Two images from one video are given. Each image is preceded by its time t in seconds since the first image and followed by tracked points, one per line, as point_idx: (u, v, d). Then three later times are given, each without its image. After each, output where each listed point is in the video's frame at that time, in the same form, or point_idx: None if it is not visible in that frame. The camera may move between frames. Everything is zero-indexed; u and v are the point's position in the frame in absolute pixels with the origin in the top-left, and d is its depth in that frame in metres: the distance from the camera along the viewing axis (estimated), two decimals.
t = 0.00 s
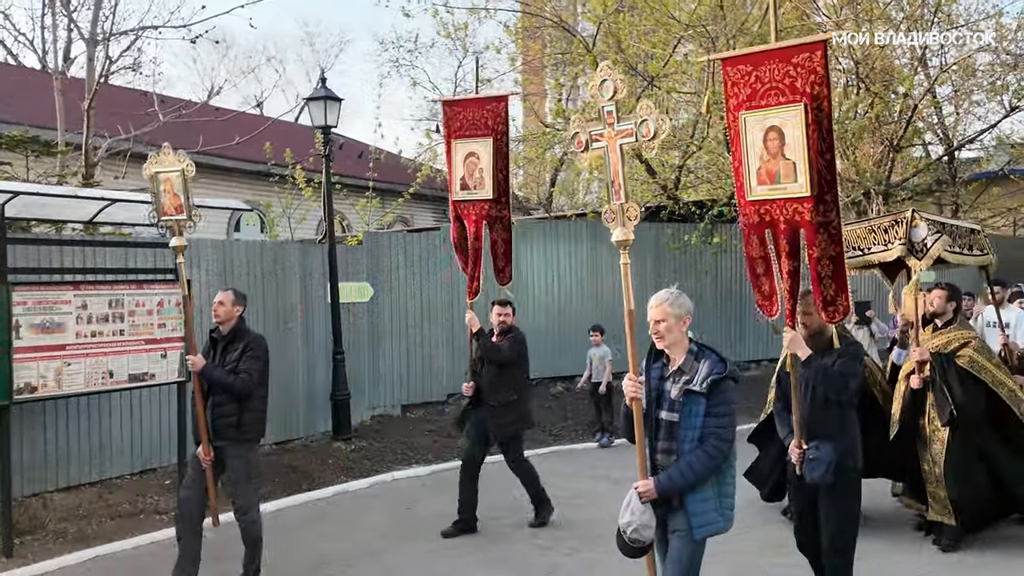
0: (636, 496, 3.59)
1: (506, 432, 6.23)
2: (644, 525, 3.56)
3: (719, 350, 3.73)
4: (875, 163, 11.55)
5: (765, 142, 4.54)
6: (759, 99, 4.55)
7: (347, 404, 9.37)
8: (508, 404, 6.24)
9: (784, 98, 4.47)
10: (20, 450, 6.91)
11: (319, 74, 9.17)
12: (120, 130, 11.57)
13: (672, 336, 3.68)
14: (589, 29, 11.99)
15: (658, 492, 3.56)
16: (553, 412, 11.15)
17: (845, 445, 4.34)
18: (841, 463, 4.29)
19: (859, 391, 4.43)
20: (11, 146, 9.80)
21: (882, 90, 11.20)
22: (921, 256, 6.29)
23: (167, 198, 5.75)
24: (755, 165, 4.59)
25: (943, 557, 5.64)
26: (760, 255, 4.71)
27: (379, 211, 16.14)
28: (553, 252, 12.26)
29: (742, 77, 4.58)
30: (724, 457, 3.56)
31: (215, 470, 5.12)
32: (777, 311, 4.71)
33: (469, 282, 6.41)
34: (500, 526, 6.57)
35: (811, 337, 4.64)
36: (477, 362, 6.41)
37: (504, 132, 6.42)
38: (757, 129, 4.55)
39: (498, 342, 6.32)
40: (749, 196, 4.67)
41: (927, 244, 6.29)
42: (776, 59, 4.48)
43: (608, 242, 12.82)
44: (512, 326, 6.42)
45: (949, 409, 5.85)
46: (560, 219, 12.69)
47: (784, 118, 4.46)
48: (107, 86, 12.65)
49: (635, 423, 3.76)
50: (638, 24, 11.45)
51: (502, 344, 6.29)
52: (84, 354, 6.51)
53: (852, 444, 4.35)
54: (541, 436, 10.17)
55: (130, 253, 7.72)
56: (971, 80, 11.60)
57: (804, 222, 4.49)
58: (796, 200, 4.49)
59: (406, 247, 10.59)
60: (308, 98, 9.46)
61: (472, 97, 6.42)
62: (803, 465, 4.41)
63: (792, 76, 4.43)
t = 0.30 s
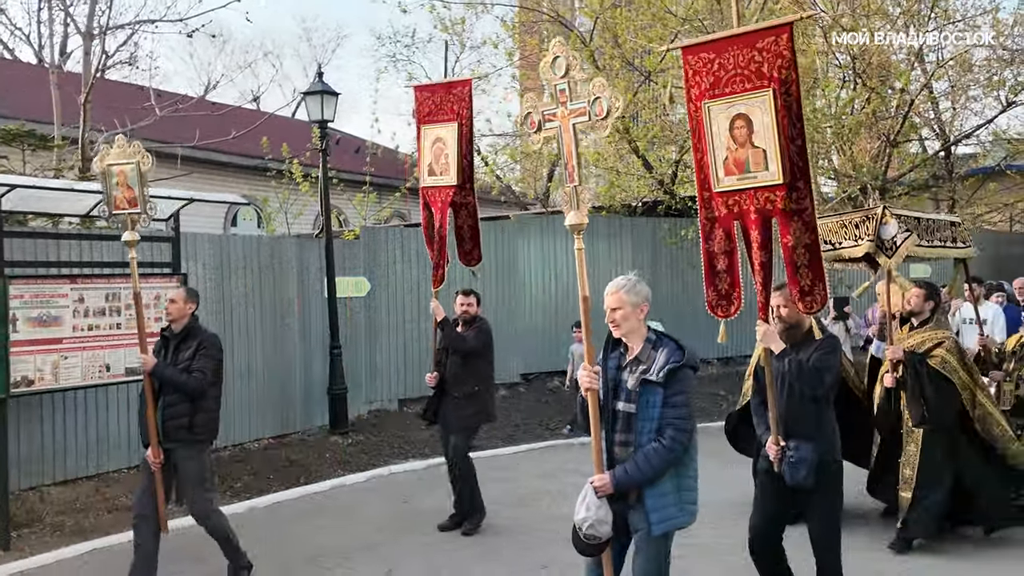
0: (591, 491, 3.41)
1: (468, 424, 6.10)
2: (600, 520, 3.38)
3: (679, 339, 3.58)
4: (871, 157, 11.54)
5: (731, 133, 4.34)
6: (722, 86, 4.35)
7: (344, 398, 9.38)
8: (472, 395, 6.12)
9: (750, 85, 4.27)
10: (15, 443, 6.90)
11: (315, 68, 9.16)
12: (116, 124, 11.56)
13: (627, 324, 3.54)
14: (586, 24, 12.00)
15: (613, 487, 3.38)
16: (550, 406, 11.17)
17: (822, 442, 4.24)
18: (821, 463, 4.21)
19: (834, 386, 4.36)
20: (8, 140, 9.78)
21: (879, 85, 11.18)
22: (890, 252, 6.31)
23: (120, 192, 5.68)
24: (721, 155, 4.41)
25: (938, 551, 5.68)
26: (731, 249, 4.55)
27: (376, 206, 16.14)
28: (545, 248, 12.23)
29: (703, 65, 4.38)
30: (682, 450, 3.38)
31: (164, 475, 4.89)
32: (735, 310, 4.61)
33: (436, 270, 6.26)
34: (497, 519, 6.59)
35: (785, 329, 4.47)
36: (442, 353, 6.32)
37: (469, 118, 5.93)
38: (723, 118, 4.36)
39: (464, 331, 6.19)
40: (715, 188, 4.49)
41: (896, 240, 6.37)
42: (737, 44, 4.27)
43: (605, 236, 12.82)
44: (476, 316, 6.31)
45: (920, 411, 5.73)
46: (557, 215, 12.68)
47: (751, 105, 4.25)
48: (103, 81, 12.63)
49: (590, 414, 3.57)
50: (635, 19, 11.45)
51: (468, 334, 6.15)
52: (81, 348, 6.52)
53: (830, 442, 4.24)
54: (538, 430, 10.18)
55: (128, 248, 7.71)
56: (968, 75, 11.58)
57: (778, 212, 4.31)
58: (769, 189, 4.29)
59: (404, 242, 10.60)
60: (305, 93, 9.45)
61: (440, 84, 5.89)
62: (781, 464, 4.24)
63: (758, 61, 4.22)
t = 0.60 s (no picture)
0: (543, 491, 3.37)
1: (437, 424, 5.96)
2: (551, 522, 3.34)
3: (636, 335, 3.54)
4: (868, 149, 11.54)
5: (691, 124, 4.21)
6: (682, 76, 4.23)
7: (342, 389, 9.38)
8: (439, 394, 6.01)
9: (710, 75, 4.15)
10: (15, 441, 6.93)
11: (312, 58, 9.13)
12: (112, 114, 11.52)
13: (581, 318, 3.48)
14: (583, 15, 11.97)
15: (566, 487, 3.34)
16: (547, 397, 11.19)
17: (787, 441, 4.04)
18: (785, 463, 4.01)
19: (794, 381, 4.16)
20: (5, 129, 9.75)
21: (876, 76, 11.28)
22: (877, 238, 6.34)
23: (71, 175, 5.46)
24: (681, 147, 4.26)
25: (933, 541, 5.71)
26: (692, 247, 4.39)
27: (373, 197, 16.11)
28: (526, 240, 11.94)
29: (663, 55, 4.26)
30: (636, 450, 3.33)
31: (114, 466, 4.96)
32: (699, 307, 4.39)
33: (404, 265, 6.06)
34: (493, 510, 6.61)
35: (745, 327, 4.29)
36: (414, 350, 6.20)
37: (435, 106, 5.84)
38: (683, 110, 4.23)
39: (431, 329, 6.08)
40: (675, 181, 4.33)
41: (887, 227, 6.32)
42: (698, 33, 4.17)
43: (602, 227, 12.83)
44: (445, 313, 6.21)
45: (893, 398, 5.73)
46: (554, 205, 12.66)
47: (711, 95, 4.13)
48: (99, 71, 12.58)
49: (543, 411, 3.51)
50: (633, 10, 11.42)
51: (435, 332, 6.05)
52: (78, 338, 6.52)
53: (794, 440, 4.05)
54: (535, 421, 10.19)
55: (124, 237, 7.68)
56: (965, 66, 11.55)
57: (739, 206, 4.17)
58: (730, 181, 4.15)
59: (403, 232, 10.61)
60: (301, 83, 9.41)
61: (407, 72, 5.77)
62: (743, 466, 4.03)
63: (718, 50, 4.12)
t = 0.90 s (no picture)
0: (482, 481, 3.40)
1: (410, 411, 6.19)
2: (492, 510, 3.34)
3: (578, 326, 3.60)
4: (854, 145, 11.92)
5: (642, 110, 4.38)
6: (635, 62, 4.35)
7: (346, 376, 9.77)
8: (413, 381, 6.23)
9: (660, 61, 4.29)
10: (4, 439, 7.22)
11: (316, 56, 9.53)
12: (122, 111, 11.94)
13: (525, 306, 3.54)
14: (579, 15, 12.29)
15: (505, 476, 3.38)
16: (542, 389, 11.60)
17: (740, 423, 4.29)
18: (733, 442, 4.25)
19: (748, 366, 4.39)
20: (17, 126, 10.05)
21: (862, 74, 11.67)
22: (845, 231, 6.75)
23: (42, 168, 5.71)
24: (632, 134, 4.44)
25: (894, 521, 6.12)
26: (642, 227, 4.64)
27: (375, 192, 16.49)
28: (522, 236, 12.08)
29: (618, 40, 4.39)
30: (575, 441, 3.41)
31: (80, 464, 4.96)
32: (655, 289, 4.64)
33: (371, 254, 6.09)
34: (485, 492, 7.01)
35: (697, 312, 4.58)
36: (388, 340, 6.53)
37: (400, 92, 5.49)
38: (633, 94, 4.38)
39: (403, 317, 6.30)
40: (627, 166, 4.53)
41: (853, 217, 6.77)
42: (650, 19, 4.30)
43: (597, 221, 13.23)
44: (418, 299, 6.37)
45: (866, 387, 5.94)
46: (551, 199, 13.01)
47: (660, 82, 4.27)
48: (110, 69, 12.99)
49: (485, 401, 3.55)
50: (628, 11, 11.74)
51: (407, 318, 6.27)
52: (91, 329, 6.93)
53: (747, 423, 4.30)
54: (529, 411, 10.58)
55: (134, 229, 8.10)
56: (948, 65, 11.83)
57: (682, 191, 4.36)
58: (675, 169, 4.35)
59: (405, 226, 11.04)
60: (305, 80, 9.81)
61: (370, 58, 5.49)
62: (697, 444, 4.35)
63: (668, 36, 4.23)
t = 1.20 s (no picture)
0: (457, 425, 4.54)
1: (416, 375, 8.42)
2: (462, 447, 4.59)
3: (528, 310, 4.68)
4: (762, 177, 16.20)
5: (580, 151, 5.80)
6: (573, 115, 5.78)
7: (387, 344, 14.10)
8: (418, 354, 8.42)
9: (590, 114, 5.68)
10: (109, 404, 9.25)
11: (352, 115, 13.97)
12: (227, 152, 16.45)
13: (490, 294, 4.67)
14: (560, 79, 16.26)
15: (474, 422, 4.49)
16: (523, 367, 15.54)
17: (652, 390, 5.55)
18: (650, 405, 5.50)
19: (663, 347, 5.71)
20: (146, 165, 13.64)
21: (767, 124, 15.86)
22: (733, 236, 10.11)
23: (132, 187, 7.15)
24: (574, 168, 5.88)
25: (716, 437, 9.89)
26: (587, 239, 5.99)
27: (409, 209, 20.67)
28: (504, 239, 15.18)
29: (562, 97, 5.79)
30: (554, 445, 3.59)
31: (162, 414, 6.57)
32: (596, 286, 6.13)
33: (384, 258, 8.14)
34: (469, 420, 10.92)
35: (623, 306, 5.86)
36: (397, 324, 8.66)
37: (399, 138, 7.73)
38: (575, 139, 5.80)
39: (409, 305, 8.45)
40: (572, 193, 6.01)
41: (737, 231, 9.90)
42: (582, 82, 5.67)
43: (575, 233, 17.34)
44: (421, 292, 8.38)
45: (753, 353, 8.30)
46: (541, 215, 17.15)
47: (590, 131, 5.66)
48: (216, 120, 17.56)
49: (457, 364, 4.77)
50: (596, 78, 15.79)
51: (411, 308, 8.40)
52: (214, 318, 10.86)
53: (657, 389, 5.56)
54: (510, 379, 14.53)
55: (232, 238, 12.58)
56: (831, 117, 15.81)
57: (609, 213, 5.70)
58: (602, 196, 5.72)
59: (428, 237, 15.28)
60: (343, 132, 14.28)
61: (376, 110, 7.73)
62: (623, 406, 5.57)
63: (594, 95, 5.59)
